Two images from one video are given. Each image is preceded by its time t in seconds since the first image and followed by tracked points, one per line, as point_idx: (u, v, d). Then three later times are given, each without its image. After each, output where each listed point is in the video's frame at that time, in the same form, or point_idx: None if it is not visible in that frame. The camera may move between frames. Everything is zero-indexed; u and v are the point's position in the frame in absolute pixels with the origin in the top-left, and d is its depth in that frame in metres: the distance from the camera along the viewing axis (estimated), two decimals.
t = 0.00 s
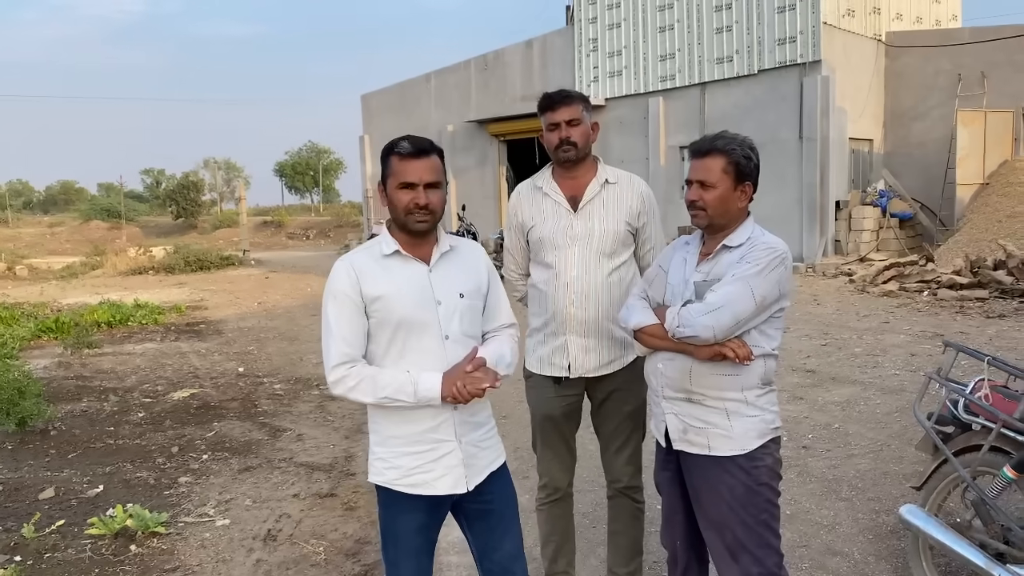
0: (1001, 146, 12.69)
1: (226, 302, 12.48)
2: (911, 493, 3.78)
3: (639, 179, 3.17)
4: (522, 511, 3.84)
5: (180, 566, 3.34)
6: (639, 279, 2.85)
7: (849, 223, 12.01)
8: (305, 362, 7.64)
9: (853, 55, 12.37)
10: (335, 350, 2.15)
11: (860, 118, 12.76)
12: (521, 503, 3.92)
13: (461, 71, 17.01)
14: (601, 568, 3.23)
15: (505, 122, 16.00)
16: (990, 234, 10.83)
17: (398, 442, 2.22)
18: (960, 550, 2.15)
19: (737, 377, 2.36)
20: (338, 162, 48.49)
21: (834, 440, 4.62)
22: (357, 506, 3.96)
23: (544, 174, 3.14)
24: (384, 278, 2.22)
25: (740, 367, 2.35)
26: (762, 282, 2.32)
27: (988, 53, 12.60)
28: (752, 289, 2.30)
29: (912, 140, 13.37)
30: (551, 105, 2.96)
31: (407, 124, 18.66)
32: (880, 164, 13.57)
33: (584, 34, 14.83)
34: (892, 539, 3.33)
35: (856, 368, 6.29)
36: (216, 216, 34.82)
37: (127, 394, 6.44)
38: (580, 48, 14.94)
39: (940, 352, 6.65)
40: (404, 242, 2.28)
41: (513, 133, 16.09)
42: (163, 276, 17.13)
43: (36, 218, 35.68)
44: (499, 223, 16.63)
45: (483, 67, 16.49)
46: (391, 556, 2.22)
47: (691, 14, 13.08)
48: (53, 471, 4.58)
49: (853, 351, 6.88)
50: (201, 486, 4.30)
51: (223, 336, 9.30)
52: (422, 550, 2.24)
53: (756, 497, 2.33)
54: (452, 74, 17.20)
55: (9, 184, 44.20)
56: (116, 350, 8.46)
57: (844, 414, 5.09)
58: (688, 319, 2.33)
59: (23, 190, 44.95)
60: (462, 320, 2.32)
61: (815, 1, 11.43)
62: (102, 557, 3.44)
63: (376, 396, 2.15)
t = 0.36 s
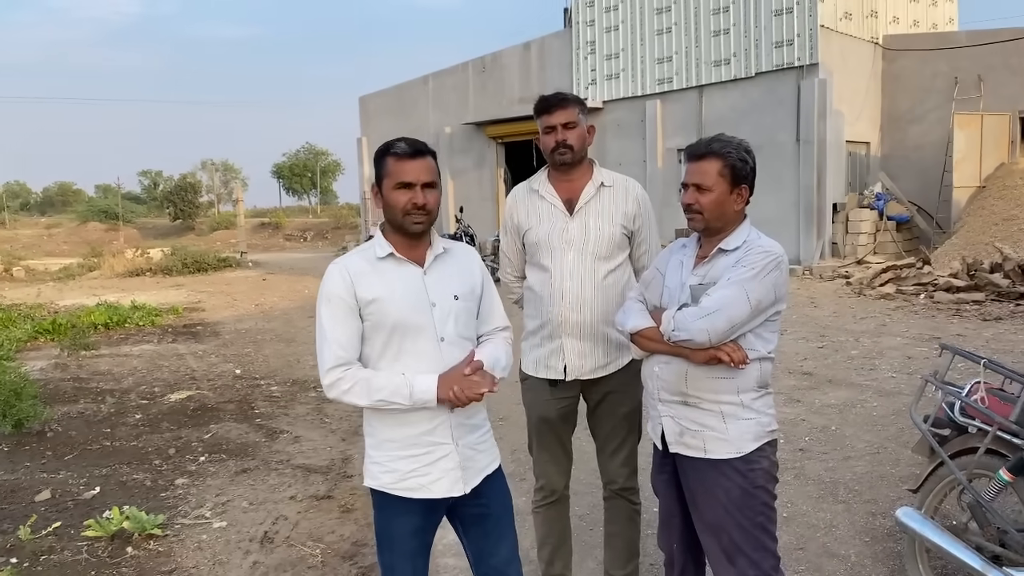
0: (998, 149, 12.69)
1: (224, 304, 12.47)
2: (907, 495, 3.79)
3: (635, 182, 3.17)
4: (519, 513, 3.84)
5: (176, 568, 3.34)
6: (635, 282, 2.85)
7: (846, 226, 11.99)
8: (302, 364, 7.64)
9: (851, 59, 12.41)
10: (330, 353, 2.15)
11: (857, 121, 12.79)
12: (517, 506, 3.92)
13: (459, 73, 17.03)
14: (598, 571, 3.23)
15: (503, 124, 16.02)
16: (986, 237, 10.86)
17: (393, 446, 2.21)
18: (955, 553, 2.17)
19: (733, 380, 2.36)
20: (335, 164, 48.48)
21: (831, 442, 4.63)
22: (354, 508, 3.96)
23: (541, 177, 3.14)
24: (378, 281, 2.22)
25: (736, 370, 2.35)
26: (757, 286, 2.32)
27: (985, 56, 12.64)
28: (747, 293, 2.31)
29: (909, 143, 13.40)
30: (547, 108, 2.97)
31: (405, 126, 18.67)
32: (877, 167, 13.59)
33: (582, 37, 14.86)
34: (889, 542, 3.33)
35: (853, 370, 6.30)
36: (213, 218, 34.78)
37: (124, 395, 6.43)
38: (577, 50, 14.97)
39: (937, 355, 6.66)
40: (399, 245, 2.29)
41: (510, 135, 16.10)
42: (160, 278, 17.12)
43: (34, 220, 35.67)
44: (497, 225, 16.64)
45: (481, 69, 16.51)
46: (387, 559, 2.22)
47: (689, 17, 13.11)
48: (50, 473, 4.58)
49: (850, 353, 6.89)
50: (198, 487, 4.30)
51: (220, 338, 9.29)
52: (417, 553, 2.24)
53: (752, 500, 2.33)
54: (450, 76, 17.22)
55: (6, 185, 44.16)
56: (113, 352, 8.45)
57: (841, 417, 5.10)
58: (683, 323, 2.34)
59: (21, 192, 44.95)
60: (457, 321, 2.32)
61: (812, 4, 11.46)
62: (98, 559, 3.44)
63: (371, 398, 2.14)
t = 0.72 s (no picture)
0: (993, 154, 12.79)
1: (220, 306, 12.45)
2: (903, 499, 3.80)
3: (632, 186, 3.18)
4: (515, 516, 3.84)
5: (171, 571, 3.33)
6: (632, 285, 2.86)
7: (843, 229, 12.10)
8: (299, 367, 7.63)
9: (847, 63, 12.45)
10: (322, 352, 2.15)
11: (853, 125, 12.82)
12: (514, 509, 3.92)
13: (456, 76, 17.06)
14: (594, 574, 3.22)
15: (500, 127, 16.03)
16: (982, 241, 10.89)
17: (389, 447, 2.21)
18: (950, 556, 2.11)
19: (729, 384, 2.37)
20: (332, 166, 48.44)
21: (827, 446, 4.63)
22: (350, 511, 3.95)
23: (537, 181, 3.15)
24: (373, 281, 2.23)
25: (732, 375, 2.36)
26: (754, 291, 2.33)
27: (980, 61, 12.70)
28: (743, 298, 2.31)
29: (905, 148, 13.44)
30: (543, 112, 2.97)
31: (402, 129, 18.69)
32: (873, 171, 13.63)
33: (579, 41, 14.88)
34: (885, 545, 3.34)
35: (849, 374, 6.31)
36: (209, 220, 34.71)
37: (120, 398, 6.42)
38: (575, 54, 15.00)
39: (933, 359, 6.68)
40: (394, 246, 2.28)
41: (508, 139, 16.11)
42: (157, 280, 17.07)
43: (29, 221, 35.56)
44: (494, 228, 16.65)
45: (478, 72, 16.53)
46: (383, 562, 2.22)
47: (686, 21, 13.15)
48: (45, 476, 4.56)
49: (846, 357, 6.90)
50: (194, 490, 4.29)
51: (216, 340, 9.27)
52: (414, 555, 2.24)
53: (748, 504, 2.33)
54: (447, 80, 17.25)
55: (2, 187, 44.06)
56: (109, 354, 8.44)
57: (837, 421, 5.10)
58: (679, 327, 2.34)
59: (17, 194, 44.85)
60: (451, 323, 2.31)
61: (809, 9, 11.50)
62: (94, 562, 3.43)
63: (354, 389, 2.11)
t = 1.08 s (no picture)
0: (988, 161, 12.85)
1: (217, 310, 12.43)
2: (900, 504, 3.81)
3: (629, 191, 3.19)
4: (512, 521, 3.84)
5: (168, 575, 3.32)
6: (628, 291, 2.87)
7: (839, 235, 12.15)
8: (295, 371, 7.62)
9: (844, 69, 12.50)
10: (315, 359, 2.16)
11: (850, 131, 12.86)
12: (511, 514, 3.92)
13: (454, 80, 17.08)
14: None
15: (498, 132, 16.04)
16: (978, 246, 10.93)
17: (379, 452, 2.22)
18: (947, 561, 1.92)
19: (724, 390, 2.37)
20: (329, 170, 48.43)
21: (823, 451, 4.64)
22: (347, 516, 3.95)
23: (535, 187, 3.16)
24: (362, 286, 2.23)
25: (727, 380, 2.36)
26: (749, 296, 2.34)
27: (976, 67, 12.75)
28: (739, 303, 2.32)
29: (901, 153, 13.48)
30: (541, 117, 2.98)
31: (399, 133, 18.71)
32: (869, 176, 13.67)
33: (577, 46, 14.92)
34: (882, 550, 3.35)
35: (846, 379, 6.32)
36: (206, 224, 34.69)
37: (116, 402, 6.40)
38: (572, 58, 15.03)
39: (929, 364, 6.70)
40: (386, 249, 2.30)
41: (505, 143, 16.12)
42: (154, 283, 17.06)
43: (25, 225, 35.50)
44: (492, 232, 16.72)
45: (476, 77, 16.56)
46: (375, 566, 2.22)
47: (683, 26, 13.19)
48: (41, 479, 4.55)
49: (843, 362, 6.91)
50: (191, 494, 4.28)
51: (213, 344, 9.26)
52: (407, 560, 2.24)
53: (742, 509, 2.34)
54: (444, 84, 17.27)
55: None
56: (105, 357, 8.42)
57: (834, 426, 5.11)
58: (676, 332, 2.35)
59: (14, 197, 44.78)
60: (440, 326, 2.31)
61: (805, 14, 11.54)
62: (90, 566, 3.42)
63: (359, 400, 2.13)
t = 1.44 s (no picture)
0: (986, 166, 12.85)
1: (214, 313, 12.41)
2: (897, 509, 3.80)
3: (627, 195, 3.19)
4: (510, 524, 3.82)
5: None
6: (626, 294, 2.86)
7: (836, 239, 12.15)
8: (293, 375, 7.61)
9: (842, 74, 12.53)
10: (316, 362, 2.16)
11: (847, 136, 12.89)
12: (508, 518, 3.91)
13: (452, 84, 17.12)
14: None
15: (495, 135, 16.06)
16: (975, 251, 10.95)
17: (381, 451, 2.22)
18: None
19: (718, 394, 2.37)
20: (328, 173, 48.43)
21: (821, 455, 4.64)
22: (344, 520, 3.94)
23: (533, 191, 3.16)
24: (363, 287, 2.23)
25: (720, 384, 2.36)
26: (745, 300, 2.34)
27: (973, 72, 12.79)
28: (734, 307, 2.32)
29: (899, 158, 13.51)
30: (539, 121, 2.98)
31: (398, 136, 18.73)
32: (867, 181, 13.71)
33: (575, 50, 14.95)
34: (879, 555, 3.35)
35: (843, 384, 6.32)
36: (204, 227, 34.65)
37: (113, 405, 6.39)
38: (570, 63, 15.06)
39: (926, 369, 6.70)
40: (385, 251, 2.30)
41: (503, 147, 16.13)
42: (151, 287, 17.03)
43: (22, 227, 35.45)
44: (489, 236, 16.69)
45: (474, 81, 16.59)
46: (375, 567, 2.22)
47: (681, 31, 13.22)
48: (37, 483, 4.54)
49: (840, 366, 6.92)
50: (187, 498, 4.27)
51: (211, 347, 9.25)
52: (407, 560, 2.24)
53: (736, 514, 2.34)
54: (443, 88, 17.31)
55: None
56: (102, 361, 8.41)
57: (831, 430, 5.11)
58: (670, 334, 2.35)
59: (12, 200, 44.73)
60: (441, 326, 2.31)
61: (803, 19, 11.58)
62: (85, 569, 3.41)
63: (358, 405, 2.14)
